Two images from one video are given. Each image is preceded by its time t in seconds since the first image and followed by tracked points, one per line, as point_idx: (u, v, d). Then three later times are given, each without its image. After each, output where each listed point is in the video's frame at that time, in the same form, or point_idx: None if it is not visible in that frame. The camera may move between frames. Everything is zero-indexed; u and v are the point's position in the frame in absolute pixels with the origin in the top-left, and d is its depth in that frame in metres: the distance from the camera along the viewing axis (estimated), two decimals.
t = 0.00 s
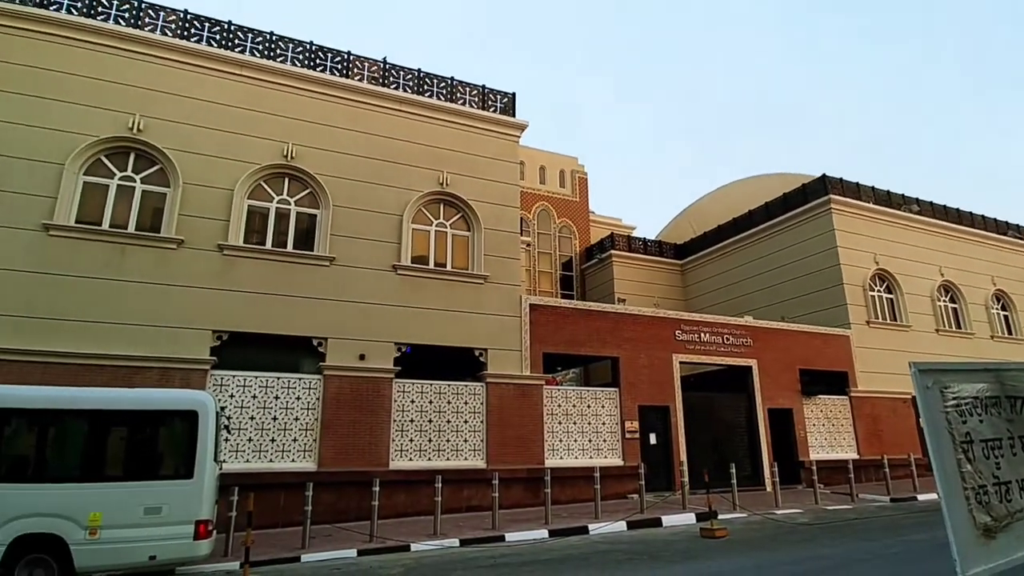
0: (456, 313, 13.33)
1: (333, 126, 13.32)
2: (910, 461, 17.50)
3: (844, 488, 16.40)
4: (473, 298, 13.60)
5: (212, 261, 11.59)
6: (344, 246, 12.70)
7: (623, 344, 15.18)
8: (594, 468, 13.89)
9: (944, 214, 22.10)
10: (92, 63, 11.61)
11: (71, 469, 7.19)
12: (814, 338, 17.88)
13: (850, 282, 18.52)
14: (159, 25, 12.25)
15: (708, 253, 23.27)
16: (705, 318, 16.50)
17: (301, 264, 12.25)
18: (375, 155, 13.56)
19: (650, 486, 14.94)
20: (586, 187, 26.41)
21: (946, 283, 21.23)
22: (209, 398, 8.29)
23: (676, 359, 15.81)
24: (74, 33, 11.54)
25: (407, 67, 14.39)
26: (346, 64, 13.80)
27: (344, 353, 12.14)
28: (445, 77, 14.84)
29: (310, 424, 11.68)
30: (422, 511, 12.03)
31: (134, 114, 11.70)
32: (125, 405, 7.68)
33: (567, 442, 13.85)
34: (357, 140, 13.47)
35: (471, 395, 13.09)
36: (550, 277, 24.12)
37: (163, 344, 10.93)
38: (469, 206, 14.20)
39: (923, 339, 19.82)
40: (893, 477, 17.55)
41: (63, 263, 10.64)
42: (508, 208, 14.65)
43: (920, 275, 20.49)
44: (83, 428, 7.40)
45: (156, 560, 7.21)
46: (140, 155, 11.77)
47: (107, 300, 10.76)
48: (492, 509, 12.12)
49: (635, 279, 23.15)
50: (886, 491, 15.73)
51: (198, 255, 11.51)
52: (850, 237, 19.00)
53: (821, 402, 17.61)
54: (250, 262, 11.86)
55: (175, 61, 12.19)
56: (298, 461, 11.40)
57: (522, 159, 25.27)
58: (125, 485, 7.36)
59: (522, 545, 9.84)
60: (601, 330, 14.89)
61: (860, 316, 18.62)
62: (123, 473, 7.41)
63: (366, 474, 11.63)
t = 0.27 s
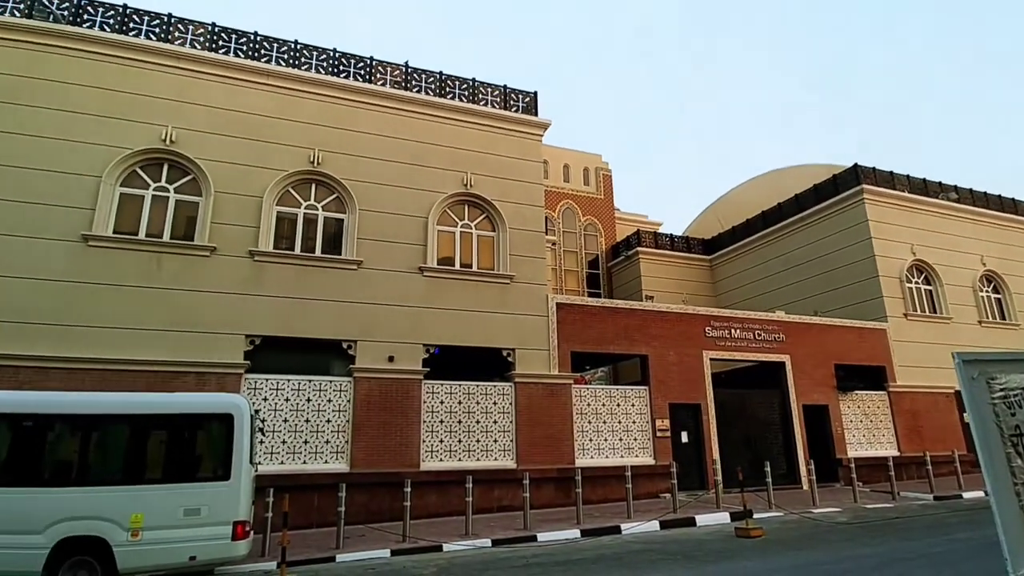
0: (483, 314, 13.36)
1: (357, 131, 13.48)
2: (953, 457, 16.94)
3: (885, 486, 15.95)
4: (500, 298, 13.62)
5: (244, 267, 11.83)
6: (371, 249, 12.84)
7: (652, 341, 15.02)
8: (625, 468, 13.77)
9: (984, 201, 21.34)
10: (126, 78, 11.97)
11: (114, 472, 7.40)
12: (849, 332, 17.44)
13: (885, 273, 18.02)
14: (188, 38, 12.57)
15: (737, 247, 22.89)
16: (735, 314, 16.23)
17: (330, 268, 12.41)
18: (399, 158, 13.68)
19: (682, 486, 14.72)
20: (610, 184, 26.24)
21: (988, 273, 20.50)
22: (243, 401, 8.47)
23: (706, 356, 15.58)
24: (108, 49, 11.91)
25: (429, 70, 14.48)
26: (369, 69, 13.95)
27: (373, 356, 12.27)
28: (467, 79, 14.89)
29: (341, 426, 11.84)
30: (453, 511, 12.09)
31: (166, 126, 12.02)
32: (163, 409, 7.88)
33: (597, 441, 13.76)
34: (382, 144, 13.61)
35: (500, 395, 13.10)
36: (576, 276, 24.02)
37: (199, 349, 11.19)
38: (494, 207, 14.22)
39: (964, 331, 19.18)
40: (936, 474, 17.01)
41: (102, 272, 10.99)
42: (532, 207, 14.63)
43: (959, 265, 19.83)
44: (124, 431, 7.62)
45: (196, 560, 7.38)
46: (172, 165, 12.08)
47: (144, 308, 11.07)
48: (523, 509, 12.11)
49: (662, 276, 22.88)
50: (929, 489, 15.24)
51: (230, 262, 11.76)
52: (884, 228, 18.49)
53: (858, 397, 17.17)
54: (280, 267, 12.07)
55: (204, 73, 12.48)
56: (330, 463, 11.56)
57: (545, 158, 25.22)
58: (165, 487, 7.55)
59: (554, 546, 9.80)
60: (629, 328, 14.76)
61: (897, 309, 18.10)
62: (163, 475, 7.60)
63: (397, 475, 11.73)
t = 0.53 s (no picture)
0: (501, 313, 13.37)
1: (374, 133, 13.58)
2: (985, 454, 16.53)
3: (913, 483, 15.63)
4: (517, 297, 13.62)
5: (264, 270, 12.00)
6: (390, 251, 12.93)
7: (672, 338, 14.89)
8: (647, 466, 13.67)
9: (1013, 190, 20.79)
10: (148, 87, 12.21)
11: (142, 473, 7.56)
12: (874, 326, 17.11)
13: (911, 266, 17.64)
14: (207, 47, 12.77)
15: (758, 242, 22.60)
16: (757, 310, 16.02)
17: (349, 270, 12.53)
18: (415, 160, 13.75)
19: (705, 484, 14.56)
20: (627, 181, 26.07)
21: (1019, 264, 19.96)
22: (266, 403, 8.59)
23: (728, 352, 15.41)
24: (130, 60, 12.17)
25: (443, 71, 14.53)
26: (384, 72, 14.05)
27: (393, 356, 12.35)
28: (481, 79, 14.92)
29: (363, 426, 11.94)
30: (474, 510, 12.12)
31: (187, 133, 12.23)
32: (189, 411, 8.03)
33: (618, 440, 13.69)
34: (398, 146, 13.69)
35: (519, 395, 13.10)
36: (594, 274, 23.91)
37: (222, 352, 11.37)
38: (510, 206, 14.22)
39: (995, 324, 18.70)
40: (967, 471, 16.61)
41: (128, 278, 11.23)
42: (549, 205, 14.59)
43: (989, 257, 19.34)
44: (151, 434, 7.77)
45: (221, 560, 7.51)
46: (194, 172, 12.29)
47: (169, 312, 11.28)
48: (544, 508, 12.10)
49: (682, 272, 22.67)
50: (960, 486, 14.89)
51: (251, 266, 11.94)
52: (910, 220, 18.10)
53: (885, 393, 16.83)
54: (300, 270, 12.22)
55: (223, 80, 12.68)
56: (352, 463, 11.67)
57: (561, 157, 25.15)
58: (191, 488, 7.69)
59: (576, 545, 9.77)
60: (648, 325, 14.66)
61: (924, 302, 17.72)
62: (189, 476, 7.74)
63: (418, 475, 11.80)
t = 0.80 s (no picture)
0: (510, 313, 13.37)
1: (381, 135, 13.62)
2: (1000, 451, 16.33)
3: (928, 481, 15.47)
4: (526, 297, 13.60)
5: (274, 272, 12.06)
6: (398, 252, 12.95)
7: (682, 337, 14.83)
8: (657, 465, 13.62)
9: None
10: (157, 92, 12.31)
11: (155, 475, 7.62)
12: (887, 323, 16.96)
13: (924, 262, 17.47)
14: (215, 50, 12.86)
15: (767, 239, 22.46)
16: (768, 307, 15.92)
17: (358, 271, 12.57)
18: (423, 160, 13.77)
19: (716, 483, 14.47)
20: (635, 179, 26.00)
21: None
22: (277, 404, 8.64)
23: (738, 350, 15.32)
24: (139, 64, 12.27)
25: (450, 72, 14.54)
26: (391, 73, 14.08)
27: (402, 357, 12.37)
28: (488, 79, 14.92)
29: (373, 427, 11.97)
30: (485, 510, 12.11)
31: (196, 136, 12.32)
32: (201, 413, 8.08)
33: (628, 439, 13.64)
34: (405, 147, 13.72)
35: (529, 394, 13.09)
36: (603, 273, 23.86)
37: (233, 354, 11.44)
38: (518, 206, 14.21)
39: (1010, 319, 18.47)
40: (983, 468, 16.42)
41: (139, 282, 11.32)
42: (557, 204, 14.57)
43: (1003, 251, 19.11)
44: (164, 435, 7.84)
45: (235, 560, 7.55)
46: (203, 175, 12.38)
47: (180, 315, 11.36)
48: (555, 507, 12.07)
49: (691, 271, 22.57)
50: (976, 483, 14.72)
51: (261, 268, 12.00)
52: (922, 215, 17.92)
53: (898, 390, 16.67)
54: (310, 272, 12.27)
55: (231, 84, 12.76)
56: (363, 463, 11.70)
57: (569, 155, 25.12)
58: (204, 489, 7.74)
59: (587, 544, 9.75)
60: (658, 323, 14.60)
61: (937, 298, 17.53)
62: (202, 477, 7.80)
63: (428, 475, 11.81)
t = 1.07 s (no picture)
0: (509, 312, 13.36)
1: (379, 134, 13.60)
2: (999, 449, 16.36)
3: (926, 479, 15.49)
4: (525, 296, 13.60)
5: (273, 272, 12.04)
6: (397, 251, 12.94)
7: (681, 336, 14.83)
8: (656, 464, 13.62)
9: None
10: (155, 91, 12.29)
11: (154, 475, 7.61)
12: (885, 322, 16.97)
13: (922, 261, 17.49)
14: (213, 50, 12.85)
15: (766, 238, 22.47)
16: (766, 306, 15.92)
17: (357, 271, 12.55)
18: (421, 160, 13.75)
19: (715, 482, 14.47)
20: (634, 178, 26.01)
21: None
22: (275, 403, 8.63)
23: (737, 349, 15.32)
24: (137, 64, 12.25)
25: (448, 71, 14.53)
26: (389, 73, 14.07)
27: (401, 356, 12.37)
28: (487, 78, 14.91)
29: (372, 426, 11.97)
30: (484, 510, 12.11)
31: (194, 136, 12.30)
32: (199, 412, 8.07)
33: (627, 438, 13.65)
34: (404, 146, 13.71)
35: (528, 394, 13.09)
36: (602, 272, 23.87)
37: (231, 353, 11.43)
38: (517, 205, 14.21)
39: (1008, 318, 18.50)
40: (981, 467, 16.45)
41: (137, 281, 11.30)
42: (555, 204, 14.57)
43: (1001, 250, 19.13)
44: (162, 435, 7.83)
45: (233, 560, 7.54)
46: (202, 174, 12.36)
47: (178, 314, 11.35)
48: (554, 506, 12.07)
49: (690, 270, 22.57)
50: (974, 481, 14.75)
51: (259, 268, 11.99)
52: (920, 214, 17.93)
53: (897, 389, 16.70)
54: (308, 272, 12.25)
55: (229, 83, 12.74)
56: (361, 463, 11.70)
57: (568, 155, 25.12)
58: (202, 488, 7.73)
59: (586, 543, 9.75)
60: (657, 322, 14.61)
61: (935, 297, 17.55)
62: (200, 477, 7.79)
63: (427, 474, 11.81)
